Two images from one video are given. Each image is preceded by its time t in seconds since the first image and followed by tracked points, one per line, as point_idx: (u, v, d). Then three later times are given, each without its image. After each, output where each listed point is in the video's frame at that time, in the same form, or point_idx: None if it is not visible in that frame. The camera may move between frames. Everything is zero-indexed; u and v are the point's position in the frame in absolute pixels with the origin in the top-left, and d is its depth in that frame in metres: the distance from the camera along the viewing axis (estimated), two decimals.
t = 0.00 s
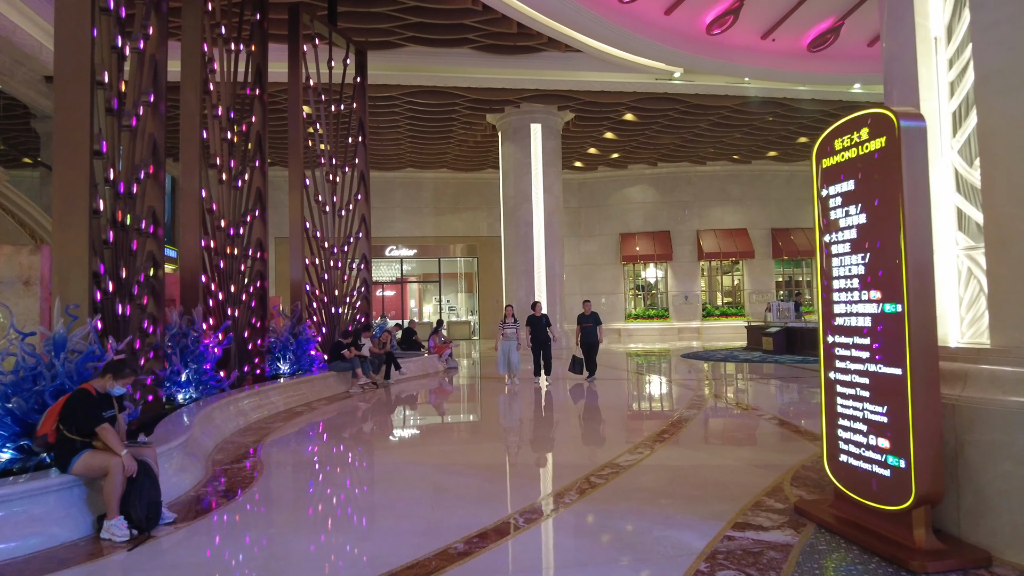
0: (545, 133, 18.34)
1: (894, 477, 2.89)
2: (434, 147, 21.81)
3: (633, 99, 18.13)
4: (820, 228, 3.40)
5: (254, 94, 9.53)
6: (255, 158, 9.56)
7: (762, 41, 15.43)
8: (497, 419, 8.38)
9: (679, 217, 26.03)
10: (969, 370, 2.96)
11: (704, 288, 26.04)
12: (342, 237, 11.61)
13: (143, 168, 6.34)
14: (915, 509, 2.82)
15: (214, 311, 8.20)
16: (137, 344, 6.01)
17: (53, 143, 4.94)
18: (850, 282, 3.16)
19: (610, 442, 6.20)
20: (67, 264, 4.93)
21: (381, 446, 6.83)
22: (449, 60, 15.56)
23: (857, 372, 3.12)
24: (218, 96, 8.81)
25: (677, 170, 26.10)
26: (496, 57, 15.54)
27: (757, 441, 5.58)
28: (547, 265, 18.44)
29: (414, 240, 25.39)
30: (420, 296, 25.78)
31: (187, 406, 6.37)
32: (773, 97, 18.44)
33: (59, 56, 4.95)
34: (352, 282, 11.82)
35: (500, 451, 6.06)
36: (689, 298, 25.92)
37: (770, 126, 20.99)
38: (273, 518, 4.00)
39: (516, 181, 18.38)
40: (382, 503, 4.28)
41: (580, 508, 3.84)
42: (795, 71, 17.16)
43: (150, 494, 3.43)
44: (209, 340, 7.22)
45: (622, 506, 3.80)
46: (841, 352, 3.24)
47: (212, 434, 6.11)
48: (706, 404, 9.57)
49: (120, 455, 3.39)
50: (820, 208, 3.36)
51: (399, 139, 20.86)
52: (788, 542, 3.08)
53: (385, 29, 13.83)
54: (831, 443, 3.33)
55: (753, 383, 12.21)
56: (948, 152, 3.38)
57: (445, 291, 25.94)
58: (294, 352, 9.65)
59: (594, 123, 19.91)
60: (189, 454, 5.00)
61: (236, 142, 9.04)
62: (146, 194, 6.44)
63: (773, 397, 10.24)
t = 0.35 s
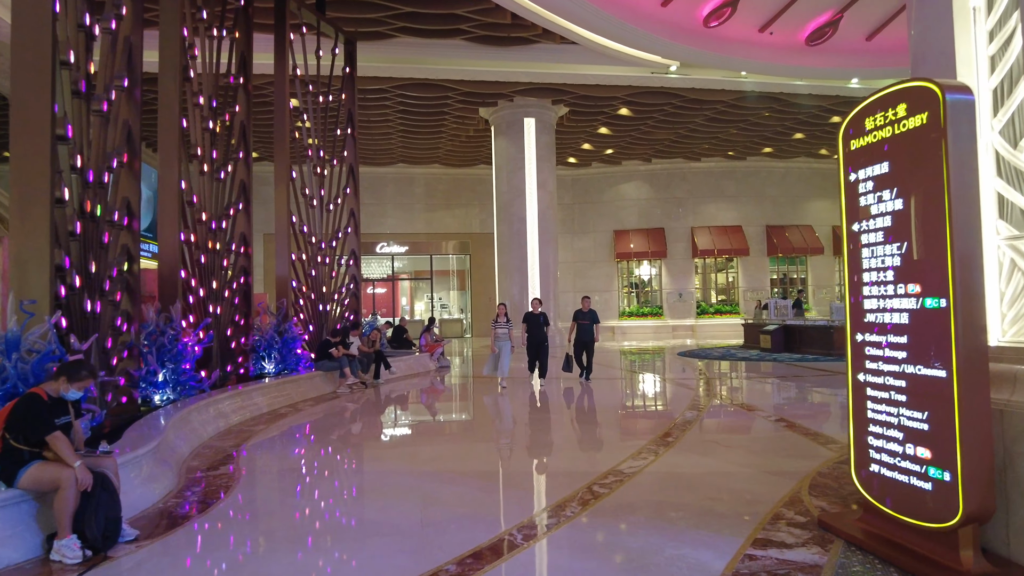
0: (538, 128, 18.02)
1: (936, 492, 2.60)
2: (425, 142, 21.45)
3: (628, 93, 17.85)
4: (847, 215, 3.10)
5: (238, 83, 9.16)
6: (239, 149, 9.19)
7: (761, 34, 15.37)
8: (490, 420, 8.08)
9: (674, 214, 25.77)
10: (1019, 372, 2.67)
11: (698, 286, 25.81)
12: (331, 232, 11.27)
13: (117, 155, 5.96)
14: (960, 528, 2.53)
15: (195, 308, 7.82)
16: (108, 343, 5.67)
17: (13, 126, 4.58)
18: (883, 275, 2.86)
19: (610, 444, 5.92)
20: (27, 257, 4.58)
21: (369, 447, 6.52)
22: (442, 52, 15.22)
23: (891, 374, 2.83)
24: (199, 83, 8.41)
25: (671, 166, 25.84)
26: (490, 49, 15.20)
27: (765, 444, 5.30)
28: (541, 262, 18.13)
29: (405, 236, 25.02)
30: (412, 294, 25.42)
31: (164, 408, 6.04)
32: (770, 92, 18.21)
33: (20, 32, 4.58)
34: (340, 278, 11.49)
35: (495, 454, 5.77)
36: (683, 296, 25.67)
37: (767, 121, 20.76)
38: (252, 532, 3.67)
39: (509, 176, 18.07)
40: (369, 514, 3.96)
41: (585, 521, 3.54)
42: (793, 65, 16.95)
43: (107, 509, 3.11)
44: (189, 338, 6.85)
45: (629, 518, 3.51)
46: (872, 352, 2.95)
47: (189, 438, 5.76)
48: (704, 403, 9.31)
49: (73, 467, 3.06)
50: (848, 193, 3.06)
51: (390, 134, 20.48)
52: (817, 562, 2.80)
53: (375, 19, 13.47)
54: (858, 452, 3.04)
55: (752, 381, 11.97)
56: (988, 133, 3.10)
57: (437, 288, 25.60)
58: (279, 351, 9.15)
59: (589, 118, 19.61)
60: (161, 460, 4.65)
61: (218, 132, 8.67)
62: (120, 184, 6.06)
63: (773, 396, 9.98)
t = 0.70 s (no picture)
0: (533, 122, 17.66)
1: (1000, 519, 2.31)
2: (417, 136, 21.06)
3: (624, 87, 17.53)
4: (886, 203, 2.77)
5: (221, 72, 8.76)
6: (222, 140, 8.79)
7: (760, 26, 14.89)
8: (486, 422, 7.76)
9: (669, 210, 25.49)
10: None
11: (694, 283, 25.56)
12: (319, 227, 10.91)
13: (87, 144, 5.56)
14: None
15: (175, 306, 7.44)
16: (77, 344, 5.36)
17: None
18: (932, 272, 2.55)
19: (614, 450, 5.61)
20: None
21: (359, 452, 6.19)
22: (434, 42, 14.86)
23: (942, 383, 2.52)
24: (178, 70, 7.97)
25: (666, 161, 25.56)
26: (483, 39, 14.82)
27: (778, 452, 5.00)
28: (536, 258, 17.80)
29: (397, 232, 24.63)
30: (404, 291, 25.02)
31: (141, 412, 5.69)
32: (768, 85, 17.94)
33: None
34: (328, 274, 11.11)
35: (492, 460, 5.47)
36: (679, 293, 25.42)
37: (764, 115, 20.50)
38: (230, 557, 3.33)
39: (503, 171, 17.72)
40: (358, 534, 3.62)
41: (594, 543, 3.22)
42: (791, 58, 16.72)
43: (56, 535, 2.77)
44: (168, 339, 6.47)
45: (642, 539, 3.20)
46: (917, 358, 2.63)
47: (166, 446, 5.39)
48: (707, 403, 9.02)
49: (16, 489, 2.68)
50: (889, 179, 2.74)
51: (381, 128, 20.08)
52: None
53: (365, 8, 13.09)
54: (900, 467, 2.74)
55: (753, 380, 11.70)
56: None
57: (429, 285, 25.22)
58: (265, 352, 8.90)
59: (584, 111, 19.26)
60: (131, 473, 4.28)
61: (200, 122, 8.26)
62: (91, 175, 5.66)
63: (774, 394, 9.70)
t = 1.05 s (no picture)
0: (533, 116, 17.33)
1: None
2: (414, 131, 20.73)
3: (625, 81, 17.22)
4: (945, 181, 2.45)
5: (210, 59, 8.39)
6: (211, 130, 8.41)
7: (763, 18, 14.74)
8: (487, 423, 7.44)
9: (669, 207, 25.19)
10: None
11: (694, 281, 25.27)
12: (313, 222, 10.56)
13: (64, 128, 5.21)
14: None
15: (161, 302, 7.08)
16: (50, 341, 5.02)
17: None
18: (1006, 258, 2.23)
19: (625, 454, 5.31)
20: None
21: (355, 454, 5.88)
22: (431, 34, 14.56)
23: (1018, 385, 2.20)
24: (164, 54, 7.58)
25: (666, 158, 25.24)
26: (482, 30, 14.51)
27: (799, 457, 4.70)
28: (535, 256, 17.47)
29: (394, 230, 24.30)
30: (401, 290, 24.65)
31: (122, 414, 5.36)
32: (772, 80, 17.65)
33: None
34: (322, 271, 10.77)
35: (496, 465, 5.16)
36: (679, 292, 25.11)
37: (766, 111, 20.21)
38: None
39: (501, 167, 17.40)
40: (353, 551, 3.29)
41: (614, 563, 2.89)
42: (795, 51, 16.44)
43: None
44: (152, 337, 6.12)
45: (669, 558, 2.88)
46: (985, 356, 2.32)
47: (148, 449, 5.05)
48: (713, 403, 8.72)
49: None
50: (950, 153, 2.41)
51: (377, 123, 19.74)
52: None
53: None
54: (963, 479, 2.43)
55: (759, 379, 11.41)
56: None
57: (426, 283, 24.86)
58: (256, 350, 8.56)
59: (584, 106, 18.94)
60: (104, 481, 3.93)
61: (188, 110, 7.89)
62: (68, 161, 5.31)
63: (783, 394, 9.39)
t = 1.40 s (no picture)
0: (528, 110, 17.01)
1: None
2: (408, 126, 20.38)
3: (622, 75, 16.91)
4: (1011, 163, 2.17)
5: (193, 45, 8.01)
6: (195, 119, 8.04)
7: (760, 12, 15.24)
8: (482, 425, 7.13)
9: (666, 204, 24.91)
10: None
11: (691, 279, 25.00)
12: (302, 216, 10.22)
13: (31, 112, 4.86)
14: None
15: (140, 299, 6.72)
16: (13, 342, 4.70)
17: None
18: None
19: (630, 461, 5.01)
20: None
21: (345, 458, 5.56)
22: (426, 25, 14.24)
23: None
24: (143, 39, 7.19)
25: (663, 154, 24.96)
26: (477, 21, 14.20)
27: (819, 465, 4.41)
28: (531, 252, 17.14)
29: (387, 226, 23.92)
30: (394, 287, 24.26)
31: (94, 418, 5.03)
32: (772, 74, 17.38)
33: None
34: (311, 267, 10.43)
35: (495, 473, 4.85)
36: (675, 289, 24.84)
37: (765, 106, 19.95)
38: None
39: (496, 162, 17.09)
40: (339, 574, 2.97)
41: None
42: (795, 45, 16.17)
43: None
44: (128, 337, 5.79)
45: None
46: None
47: (121, 457, 4.71)
48: (718, 404, 8.43)
49: None
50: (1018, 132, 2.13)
51: (370, 117, 19.38)
52: None
53: None
54: None
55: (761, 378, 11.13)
56: None
57: (420, 281, 24.49)
58: (241, 349, 8.28)
59: (580, 101, 18.63)
60: (65, 495, 3.59)
61: (170, 98, 7.51)
62: (35, 147, 4.96)
63: (787, 394, 9.10)
